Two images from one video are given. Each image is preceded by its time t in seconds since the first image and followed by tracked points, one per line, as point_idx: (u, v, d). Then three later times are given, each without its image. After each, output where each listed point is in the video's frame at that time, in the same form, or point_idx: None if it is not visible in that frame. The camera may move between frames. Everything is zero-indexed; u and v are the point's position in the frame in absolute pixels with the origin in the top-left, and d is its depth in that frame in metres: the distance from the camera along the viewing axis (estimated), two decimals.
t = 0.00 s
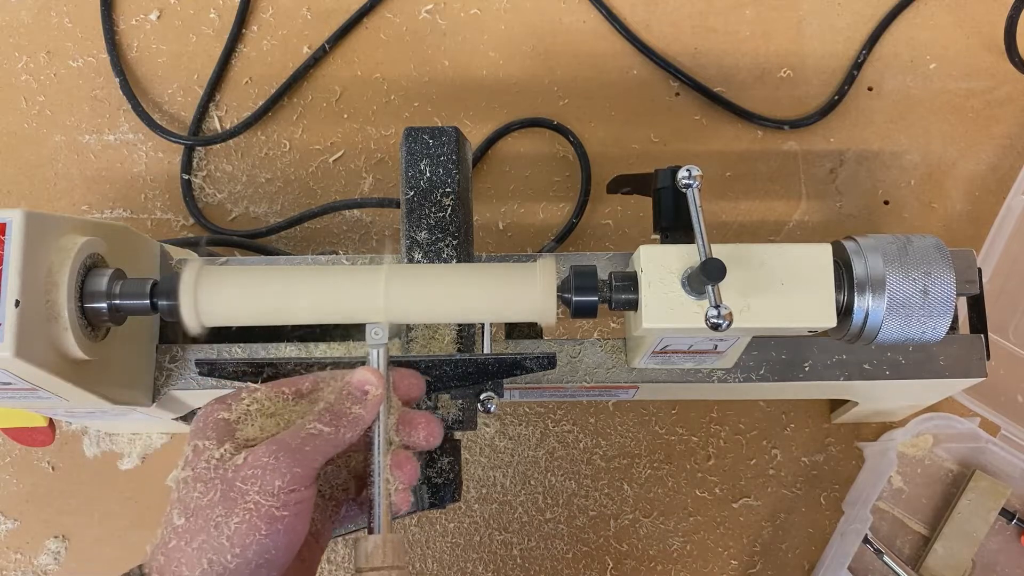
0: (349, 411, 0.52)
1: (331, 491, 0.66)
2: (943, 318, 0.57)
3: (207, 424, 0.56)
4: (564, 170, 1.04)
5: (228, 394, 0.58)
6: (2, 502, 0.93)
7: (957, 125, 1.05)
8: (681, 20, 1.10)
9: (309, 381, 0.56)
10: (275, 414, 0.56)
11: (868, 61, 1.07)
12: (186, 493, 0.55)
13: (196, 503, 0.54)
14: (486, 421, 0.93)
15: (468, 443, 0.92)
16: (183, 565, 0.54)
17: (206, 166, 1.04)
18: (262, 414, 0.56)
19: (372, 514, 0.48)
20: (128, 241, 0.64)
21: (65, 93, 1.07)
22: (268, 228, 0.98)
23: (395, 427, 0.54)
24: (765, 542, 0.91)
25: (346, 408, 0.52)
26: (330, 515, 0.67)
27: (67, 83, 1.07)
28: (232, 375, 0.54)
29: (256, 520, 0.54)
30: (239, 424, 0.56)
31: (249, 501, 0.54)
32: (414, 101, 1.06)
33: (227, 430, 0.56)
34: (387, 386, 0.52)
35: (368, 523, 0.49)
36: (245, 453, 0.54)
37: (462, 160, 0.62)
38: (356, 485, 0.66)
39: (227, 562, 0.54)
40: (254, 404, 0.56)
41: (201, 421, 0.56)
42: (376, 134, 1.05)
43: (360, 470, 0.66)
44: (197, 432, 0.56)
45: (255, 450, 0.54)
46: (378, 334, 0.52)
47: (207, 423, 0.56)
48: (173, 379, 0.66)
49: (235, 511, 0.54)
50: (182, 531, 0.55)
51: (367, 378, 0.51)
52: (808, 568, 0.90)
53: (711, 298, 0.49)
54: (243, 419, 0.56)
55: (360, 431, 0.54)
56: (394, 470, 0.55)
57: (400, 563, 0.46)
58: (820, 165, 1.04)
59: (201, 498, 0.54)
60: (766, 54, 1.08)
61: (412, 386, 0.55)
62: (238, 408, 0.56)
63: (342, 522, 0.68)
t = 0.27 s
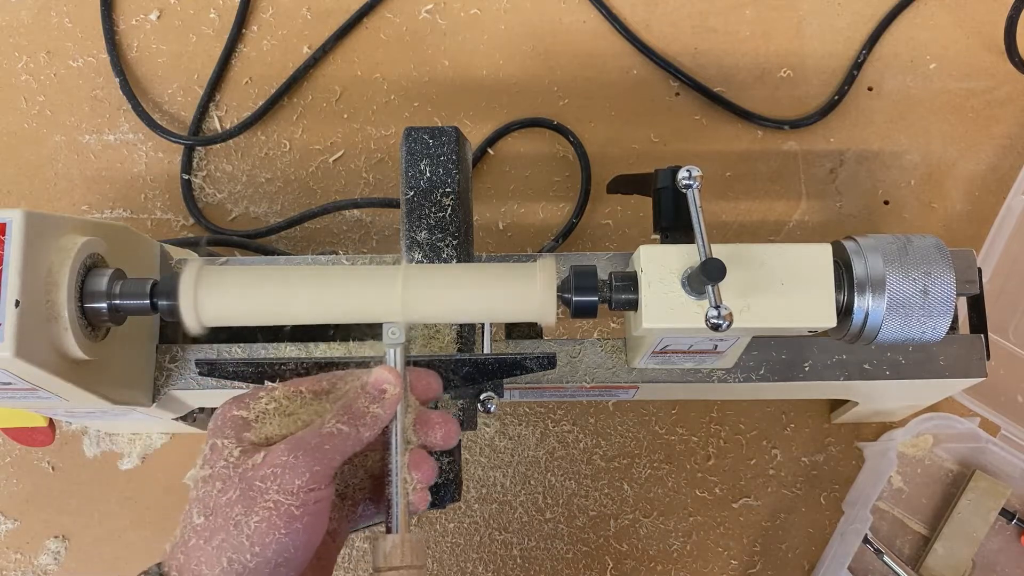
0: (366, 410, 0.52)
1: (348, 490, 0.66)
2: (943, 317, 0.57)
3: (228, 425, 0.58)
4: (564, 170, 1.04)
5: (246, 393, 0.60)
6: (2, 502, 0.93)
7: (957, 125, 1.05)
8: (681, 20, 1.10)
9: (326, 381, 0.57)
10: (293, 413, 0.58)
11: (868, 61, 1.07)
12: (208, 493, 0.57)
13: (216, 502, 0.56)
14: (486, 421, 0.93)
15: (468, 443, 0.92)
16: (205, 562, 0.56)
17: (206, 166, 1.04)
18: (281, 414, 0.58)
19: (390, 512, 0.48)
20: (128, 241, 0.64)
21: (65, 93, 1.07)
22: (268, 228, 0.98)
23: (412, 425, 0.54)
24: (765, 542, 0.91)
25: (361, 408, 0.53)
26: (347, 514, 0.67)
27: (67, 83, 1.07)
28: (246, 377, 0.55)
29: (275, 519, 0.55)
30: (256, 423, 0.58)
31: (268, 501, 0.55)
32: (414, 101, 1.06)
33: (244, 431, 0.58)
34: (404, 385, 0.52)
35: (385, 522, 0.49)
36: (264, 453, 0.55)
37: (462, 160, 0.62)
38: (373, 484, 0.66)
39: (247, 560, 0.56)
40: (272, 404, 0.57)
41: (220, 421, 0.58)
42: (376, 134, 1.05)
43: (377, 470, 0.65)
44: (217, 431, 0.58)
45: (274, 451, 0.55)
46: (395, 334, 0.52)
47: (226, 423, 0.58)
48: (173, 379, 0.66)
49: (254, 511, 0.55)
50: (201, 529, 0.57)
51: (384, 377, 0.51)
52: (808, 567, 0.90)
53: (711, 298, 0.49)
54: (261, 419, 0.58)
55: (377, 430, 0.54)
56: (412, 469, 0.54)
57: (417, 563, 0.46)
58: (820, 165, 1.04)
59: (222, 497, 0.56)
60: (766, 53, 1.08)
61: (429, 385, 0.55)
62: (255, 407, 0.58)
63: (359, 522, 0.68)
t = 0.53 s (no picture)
0: (382, 410, 0.52)
1: (363, 489, 0.67)
2: (943, 317, 0.57)
3: (242, 425, 0.58)
4: (564, 170, 1.04)
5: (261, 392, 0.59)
6: (2, 502, 0.93)
7: (956, 125, 1.05)
8: (681, 20, 1.10)
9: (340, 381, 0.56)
10: (307, 412, 0.58)
11: (868, 61, 1.07)
12: (224, 492, 0.56)
13: (232, 501, 0.56)
14: (486, 421, 0.93)
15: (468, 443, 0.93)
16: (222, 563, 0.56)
17: (206, 166, 1.04)
18: (294, 414, 0.57)
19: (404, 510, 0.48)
20: (128, 241, 0.64)
21: (65, 93, 1.07)
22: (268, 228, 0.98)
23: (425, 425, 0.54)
24: (765, 542, 0.91)
25: (377, 408, 0.52)
26: (361, 513, 0.68)
27: (67, 83, 1.07)
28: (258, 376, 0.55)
29: (291, 518, 0.55)
30: (271, 423, 0.58)
31: (284, 500, 0.55)
32: (414, 101, 1.06)
33: (260, 431, 0.57)
34: (417, 383, 0.52)
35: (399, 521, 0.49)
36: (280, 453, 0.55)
37: (462, 160, 0.62)
38: (388, 483, 0.67)
39: (264, 559, 0.56)
40: (287, 403, 0.57)
41: (234, 420, 0.58)
42: (376, 134, 1.05)
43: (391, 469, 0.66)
44: (232, 429, 0.58)
45: (291, 450, 0.54)
46: (408, 334, 0.52)
47: (241, 422, 0.58)
48: (173, 379, 0.66)
49: (270, 510, 0.55)
50: (218, 529, 0.56)
51: (398, 376, 0.51)
52: (808, 567, 0.90)
53: (711, 298, 0.49)
54: (276, 419, 0.58)
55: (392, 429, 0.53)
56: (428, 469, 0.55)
57: (432, 562, 0.46)
58: (820, 165, 1.04)
59: (239, 497, 0.56)
60: (766, 54, 1.08)
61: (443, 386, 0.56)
62: (270, 407, 0.58)
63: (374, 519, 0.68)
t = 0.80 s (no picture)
0: (399, 410, 0.51)
1: (379, 489, 0.66)
2: (943, 317, 0.57)
3: (257, 425, 0.56)
4: (564, 170, 1.04)
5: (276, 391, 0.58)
6: (2, 502, 0.93)
7: (956, 125, 1.05)
8: (681, 20, 1.10)
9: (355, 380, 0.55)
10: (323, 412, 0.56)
11: (868, 61, 1.07)
12: (241, 493, 0.56)
13: (250, 502, 0.56)
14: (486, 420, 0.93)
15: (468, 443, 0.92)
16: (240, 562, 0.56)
17: (206, 166, 1.04)
18: (310, 414, 0.56)
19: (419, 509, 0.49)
20: (128, 241, 0.64)
21: (65, 93, 1.07)
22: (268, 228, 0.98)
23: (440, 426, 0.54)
24: (765, 542, 0.91)
25: (394, 408, 0.51)
26: (377, 513, 0.66)
27: (67, 83, 1.07)
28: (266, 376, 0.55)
29: (309, 519, 0.55)
30: (288, 422, 0.57)
31: (301, 501, 0.54)
32: (414, 101, 1.06)
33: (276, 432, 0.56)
34: (433, 383, 0.52)
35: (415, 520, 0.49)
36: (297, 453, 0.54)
37: (462, 160, 0.62)
38: (404, 483, 0.66)
39: (283, 560, 0.56)
40: (303, 403, 0.56)
41: (249, 420, 0.57)
42: (376, 134, 1.05)
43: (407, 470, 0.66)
44: (247, 429, 0.57)
45: (307, 450, 0.53)
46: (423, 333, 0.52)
47: (256, 422, 0.56)
48: (173, 379, 0.66)
49: (288, 511, 0.55)
50: (236, 529, 0.57)
51: (414, 376, 0.51)
52: (808, 567, 0.90)
53: (711, 298, 0.49)
54: (293, 419, 0.57)
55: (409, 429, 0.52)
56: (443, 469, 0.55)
57: (449, 561, 0.46)
58: (820, 165, 1.04)
59: (256, 497, 0.55)
60: (766, 54, 1.08)
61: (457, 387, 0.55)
62: (286, 407, 0.56)
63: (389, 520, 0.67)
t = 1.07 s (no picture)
0: (416, 410, 0.51)
1: (394, 488, 0.67)
2: (943, 317, 0.57)
3: (274, 424, 0.56)
4: (564, 170, 1.04)
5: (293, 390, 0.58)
6: (2, 502, 0.93)
7: (956, 125, 1.05)
8: (681, 20, 1.10)
9: (371, 378, 0.55)
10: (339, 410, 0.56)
11: (868, 61, 1.07)
12: (260, 493, 0.56)
13: (269, 501, 0.56)
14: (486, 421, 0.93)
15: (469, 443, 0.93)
16: (259, 562, 0.56)
17: (207, 166, 1.04)
18: (325, 413, 0.56)
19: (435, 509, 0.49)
20: (127, 241, 0.63)
21: (65, 93, 1.07)
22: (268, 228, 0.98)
23: (456, 424, 0.56)
24: (765, 541, 0.91)
25: (413, 408, 0.51)
26: (393, 513, 0.68)
27: (67, 83, 1.07)
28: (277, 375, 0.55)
29: (328, 519, 0.55)
30: (305, 421, 0.56)
31: (320, 500, 0.54)
32: (414, 101, 1.06)
33: (293, 431, 0.56)
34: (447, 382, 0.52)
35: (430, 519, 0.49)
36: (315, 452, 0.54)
37: (462, 160, 0.62)
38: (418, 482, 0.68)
39: (302, 559, 0.56)
40: (320, 401, 0.56)
41: (266, 419, 0.57)
42: (376, 134, 1.05)
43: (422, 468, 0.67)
44: (265, 428, 0.56)
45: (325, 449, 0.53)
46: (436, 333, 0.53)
47: (273, 421, 0.56)
48: (173, 379, 0.66)
49: (307, 510, 0.55)
50: (255, 529, 0.56)
51: (429, 375, 0.51)
52: (808, 567, 0.90)
53: (711, 298, 0.49)
54: (310, 418, 0.56)
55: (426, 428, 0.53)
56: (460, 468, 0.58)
57: (465, 561, 0.47)
58: (820, 165, 1.04)
59: (275, 497, 0.55)
60: (766, 54, 1.08)
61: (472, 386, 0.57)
62: (303, 407, 0.56)
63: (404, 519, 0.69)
